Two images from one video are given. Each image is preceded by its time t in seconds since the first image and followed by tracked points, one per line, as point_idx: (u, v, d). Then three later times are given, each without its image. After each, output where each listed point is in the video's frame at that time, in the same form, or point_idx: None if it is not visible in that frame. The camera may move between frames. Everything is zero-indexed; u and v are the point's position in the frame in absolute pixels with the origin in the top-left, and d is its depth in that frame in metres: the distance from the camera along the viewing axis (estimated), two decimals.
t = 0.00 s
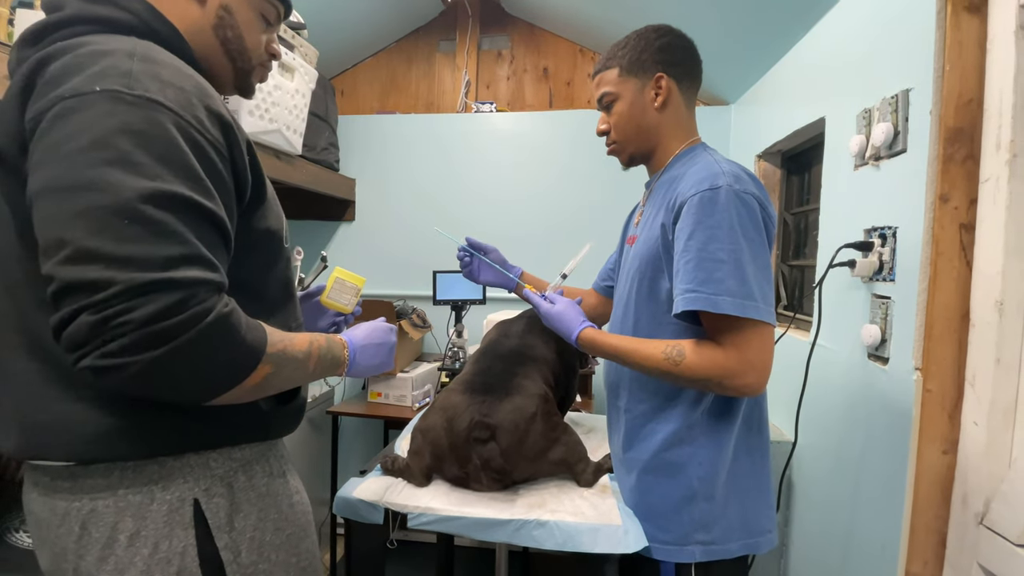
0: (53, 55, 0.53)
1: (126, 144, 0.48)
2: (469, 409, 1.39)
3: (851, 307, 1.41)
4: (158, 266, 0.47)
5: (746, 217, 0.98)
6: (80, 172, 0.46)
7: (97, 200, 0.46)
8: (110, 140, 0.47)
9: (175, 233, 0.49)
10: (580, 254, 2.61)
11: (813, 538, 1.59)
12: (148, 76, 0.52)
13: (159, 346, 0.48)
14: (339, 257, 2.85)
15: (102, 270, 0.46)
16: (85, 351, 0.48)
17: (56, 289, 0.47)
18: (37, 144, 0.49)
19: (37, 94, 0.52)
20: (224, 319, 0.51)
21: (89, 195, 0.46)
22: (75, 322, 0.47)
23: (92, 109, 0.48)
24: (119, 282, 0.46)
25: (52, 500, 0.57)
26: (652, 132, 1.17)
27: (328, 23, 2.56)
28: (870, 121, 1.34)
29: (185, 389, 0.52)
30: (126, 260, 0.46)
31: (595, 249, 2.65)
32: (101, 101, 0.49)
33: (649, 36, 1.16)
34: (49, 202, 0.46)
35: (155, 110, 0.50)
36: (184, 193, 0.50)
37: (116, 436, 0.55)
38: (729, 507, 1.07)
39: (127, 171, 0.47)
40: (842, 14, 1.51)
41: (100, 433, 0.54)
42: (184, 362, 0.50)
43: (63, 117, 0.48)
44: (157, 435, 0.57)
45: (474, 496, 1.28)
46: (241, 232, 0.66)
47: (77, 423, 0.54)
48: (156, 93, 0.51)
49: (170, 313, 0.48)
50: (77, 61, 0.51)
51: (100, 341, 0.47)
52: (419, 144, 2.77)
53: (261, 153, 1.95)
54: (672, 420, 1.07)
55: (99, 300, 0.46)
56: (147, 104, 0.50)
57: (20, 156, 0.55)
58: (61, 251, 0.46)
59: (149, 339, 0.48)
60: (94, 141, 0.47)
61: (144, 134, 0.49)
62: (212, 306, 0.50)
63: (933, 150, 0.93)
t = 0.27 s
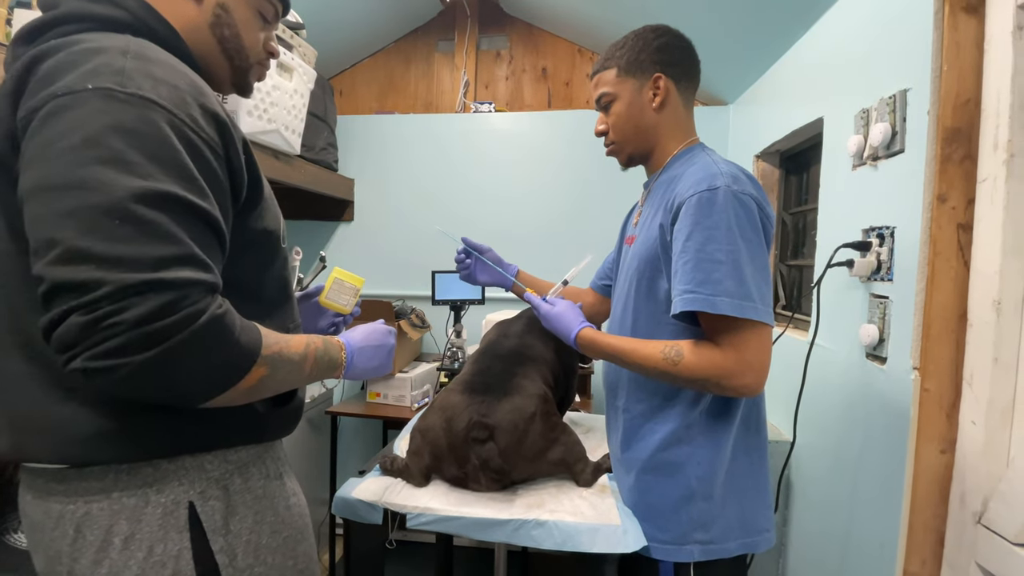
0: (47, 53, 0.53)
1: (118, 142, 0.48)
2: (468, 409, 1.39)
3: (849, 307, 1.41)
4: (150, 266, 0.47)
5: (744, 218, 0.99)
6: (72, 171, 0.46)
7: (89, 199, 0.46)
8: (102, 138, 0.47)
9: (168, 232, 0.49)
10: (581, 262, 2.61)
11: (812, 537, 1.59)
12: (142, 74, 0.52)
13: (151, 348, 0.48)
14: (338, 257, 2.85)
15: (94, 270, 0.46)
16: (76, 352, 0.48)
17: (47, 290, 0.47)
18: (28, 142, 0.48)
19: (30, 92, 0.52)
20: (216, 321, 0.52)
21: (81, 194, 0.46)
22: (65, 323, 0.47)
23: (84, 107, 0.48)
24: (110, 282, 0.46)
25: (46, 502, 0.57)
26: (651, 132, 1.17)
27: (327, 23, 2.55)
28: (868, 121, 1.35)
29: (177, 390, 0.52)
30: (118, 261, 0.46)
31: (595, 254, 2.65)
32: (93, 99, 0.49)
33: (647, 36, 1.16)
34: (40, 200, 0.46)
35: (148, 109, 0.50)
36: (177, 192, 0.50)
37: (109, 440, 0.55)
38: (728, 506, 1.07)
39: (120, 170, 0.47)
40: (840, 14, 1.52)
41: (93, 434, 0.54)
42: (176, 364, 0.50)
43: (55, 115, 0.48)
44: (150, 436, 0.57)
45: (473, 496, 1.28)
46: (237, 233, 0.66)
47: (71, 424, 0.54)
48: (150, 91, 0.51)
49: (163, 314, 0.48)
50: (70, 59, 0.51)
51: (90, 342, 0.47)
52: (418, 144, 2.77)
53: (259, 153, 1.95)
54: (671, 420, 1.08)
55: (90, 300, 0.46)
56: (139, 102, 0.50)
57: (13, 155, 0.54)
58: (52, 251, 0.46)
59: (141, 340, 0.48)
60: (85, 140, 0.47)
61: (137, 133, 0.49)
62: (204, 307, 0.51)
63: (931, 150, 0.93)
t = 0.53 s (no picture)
0: (42, 51, 0.53)
1: (114, 142, 0.48)
2: (467, 408, 1.39)
3: (848, 307, 1.41)
4: (146, 267, 0.47)
5: (743, 217, 0.99)
6: (66, 171, 0.46)
7: (84, 199, 0.46)
8: (97, 138, 0.47)
9: (165, 232, 0.49)
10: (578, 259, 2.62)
11: (811, 536, 1.59)
12: (137, 72, 0.51)
13: (147, 349, 0.48)
14: (336, 257, 2.84)
15: (89, 271, 0.46)
16: (71, 354, 0.48)
17: (42, 291, 0.47)
18: (22, 142, 0.48)
19: (24, 90, 0.52)
20: (214, 322, 0.51)
21: (76, 193, 0.46)
22: (60, 324, 0.47)
23: (78, 107, 0.48)
24: (107, 283, 0.46)
25: (42, 504, 0.56)
26: (649, 132, 1.17)
27: (326, 22, 2.55)
28: (866, 120, 1.35)
29: (175, 392, 0.52)
30: (113, 261, 0.46)
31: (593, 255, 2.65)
32: (88, 97, 0.48)
33: (645, 36, 1.16)
34: (34, 200, 0.46)
35: (144, 107, 0.50)
36: (173, 192, 0.50)
37: (105, 442, 0.55)
38: (727, 506, 1.07)
39: (115, 169, 0.47)
40: (839, 13, 1.52)
41: (89, 436, 0.54)
42: (172, 365, 0.50)
43: (49, 114, 0.48)
44: (148, 437, 0.56)
45: (472, 496, 1.27)
46: (235, 232, 0.66)
47: (67, 425, 0.54)
48: (145, 89, 0.51)
49: (160, 315, 0.48)
50: (64, 57, 0.51)
51: (87, 344, 0.47)
52: (417, 144, 2.77)
53: (258, 152, 1.95)
54: (670, 420, 1.08)
55: (86, 301, 0.46)
56: (135, 101, 0.50)
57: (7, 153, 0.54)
58: (47, 251, 0.46)
59: (138, 341, 0.47)
60: (80, 139, 0.47)
61: (132, 132, 0.49)
62: (202, 308, 0.50)
63: (929, 149, 0.93)
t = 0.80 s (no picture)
0: (39, 49, 0.53)
1: (113, 142, 0.47)
2: (467, 408, 1.38)
3: (847, 307, 1.42)
4: (146, 267, 0.47)
5: (742, 217, 0.99)
6: (64, 171, 0.46)
7: (82, 199, 0.46)
8: (96, 137, 0.47)
9: (164, 233, 0.48)
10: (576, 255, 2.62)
11: (810, 536, 1.59)
12: (135, 71, 0.51)
13: (147, 351, 0.48)
14: (335, 257, 2.84)
15: (89, 272, 0.46)
16: (71, 355, 0.48)
17: (40, 292, 0.46)
18: (21, 142, 0.48)
19: (22, 90, 0.51)
20: (214, 322, 0.51)
21: (74, 194, 0.46)
22: (60, 326, 0.47)
23: (76, 107, 0.47)
24: (107, 284, 0.46)
25: (40, 505, 0.56)
26: (648, 131, 1.17)
27: (325, 22, 2.55)
28: (865, 120, 1.35)
29: (175, 393, 0.51)
30: (113, 262, 0.46)
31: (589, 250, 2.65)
32: (86, 97, 0.48)
33: (643, 35, 1.16)
34: (33, 200, 0.46)
35: (142, 107, 0.50)
36: (173, 192, 0.49)
37: (103, 443, 0.54)
38: (726, 506, 1.07)
39: (114, 170, 0.47)
40: (838, 13, 1.52)
41: (89, 437, 0.54)
42: (173, 366, 0.50)
43: (48, 114, 0.48)
44: (148, 438, 0.56)
45: (472, 496, 1.27)
46: (234, 232, 0.66)
47: (66, 426, 0.53)
48: (144, 89, 0.51)
49: (160, 316, 0.48)
50: (62, 56, 0.51)
51: (86, 345, 0.47)
52: (416, 143, 2.77)
53: (257, 152, 1.95)
54: (669, 420, 1.07)
55: (85, 303, 0.46)
56: (134, 100, 0.49)
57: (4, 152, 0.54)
58: (45, 252, 0.46)
59: (138, 343, 0.47)
60: (79, 139, 0.47)
61: (130, 131, 0.48)
62: (202, 308, 0.50)
63: (928, 149, 0.93)
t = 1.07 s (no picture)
0: (38, 49, 0.53)
1: (112, 142, 0.47)
2: (467, 408, 1.38)
3: (846, 307, 1.42)
4: (145, 268, 0.47)
5: (742, 217, 0.99)
6: (62, 171, 0.46)
7: (81, 200, 0.45)
8: (95, 138, 0.47)
9: (164, 233, 0.48)
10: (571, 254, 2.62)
11: (809, 536, 1.59)
12: (134, 71, 0.51)
13: (146, 352, 0.48)
14: (334, 257, 2.84)
15: (87, 272, 0.45)
16: (70, 356, 0.48)
17: (38, 292, 0.46)
18: (19, 142, 0.48)
19: (20, 89, 0.51)
20: (213, 323, 0.51)
21: (72, 194, 0.45)
22: (58, 327, 0.47)
23: (75, 107, 0.47)
24: (106, 284, 0.46)
25: (39, 506, 0.56)
26: (647, 131, 1.17)
27: (324, 22, 2.54)
28: (865, 121, 1.35)
29: (174, 394, 0.51)
30: (112, 262, 0.46)
31: (587, 249, 2.65)
32: (85, 96, 0.48)
33: (644, 35, 1.16)
34: (31, 201, 0.46)
35: (142, 107, 0.49)
36: (172, 192, 0.49)
37: (102, 444, 0.54)
38: (725, 506, 1.07)
39: (113, 170, 0.47)
40: (837, 13, 1.52)
41: (88, 438, 0.54)
42: (172, 368, 0.49)
43: (47, 114, 0.47)
44: (147, 439, 0.56)
45: (471, 496, 1.27)
46: (233, 232, 0.66)
47: (65, 427, 0.53)
48: (143, 88, 0.51)
49: (159, 317, 0.47)
50: (61, 56, 0.50)
51: (85, 346, 0.47)
52: (416, 143, 2.77)
53: (256, 152, 1.94)
54: (668, 420, 1.07)
55: (83, 303, 0.46)
56: (133, 100, 0.49)
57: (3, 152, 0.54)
58: (43, 253, 0.45)
59: (137, 344, 0.47)
60: (78, 139, 0.46)
61: (129, 131, 0.48)
62: (201, 309, 0.50)
63: (927, 149, 0.94)
